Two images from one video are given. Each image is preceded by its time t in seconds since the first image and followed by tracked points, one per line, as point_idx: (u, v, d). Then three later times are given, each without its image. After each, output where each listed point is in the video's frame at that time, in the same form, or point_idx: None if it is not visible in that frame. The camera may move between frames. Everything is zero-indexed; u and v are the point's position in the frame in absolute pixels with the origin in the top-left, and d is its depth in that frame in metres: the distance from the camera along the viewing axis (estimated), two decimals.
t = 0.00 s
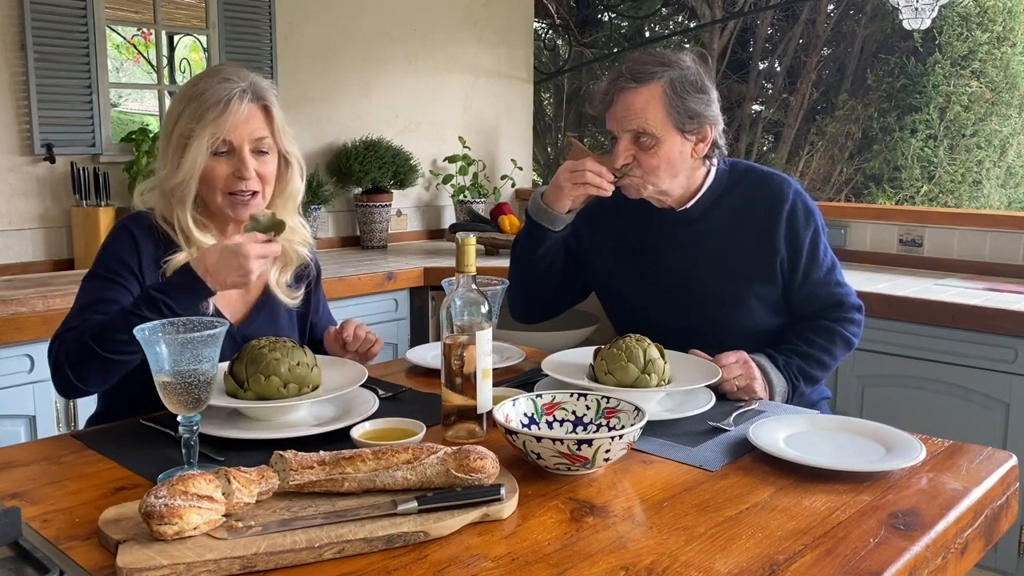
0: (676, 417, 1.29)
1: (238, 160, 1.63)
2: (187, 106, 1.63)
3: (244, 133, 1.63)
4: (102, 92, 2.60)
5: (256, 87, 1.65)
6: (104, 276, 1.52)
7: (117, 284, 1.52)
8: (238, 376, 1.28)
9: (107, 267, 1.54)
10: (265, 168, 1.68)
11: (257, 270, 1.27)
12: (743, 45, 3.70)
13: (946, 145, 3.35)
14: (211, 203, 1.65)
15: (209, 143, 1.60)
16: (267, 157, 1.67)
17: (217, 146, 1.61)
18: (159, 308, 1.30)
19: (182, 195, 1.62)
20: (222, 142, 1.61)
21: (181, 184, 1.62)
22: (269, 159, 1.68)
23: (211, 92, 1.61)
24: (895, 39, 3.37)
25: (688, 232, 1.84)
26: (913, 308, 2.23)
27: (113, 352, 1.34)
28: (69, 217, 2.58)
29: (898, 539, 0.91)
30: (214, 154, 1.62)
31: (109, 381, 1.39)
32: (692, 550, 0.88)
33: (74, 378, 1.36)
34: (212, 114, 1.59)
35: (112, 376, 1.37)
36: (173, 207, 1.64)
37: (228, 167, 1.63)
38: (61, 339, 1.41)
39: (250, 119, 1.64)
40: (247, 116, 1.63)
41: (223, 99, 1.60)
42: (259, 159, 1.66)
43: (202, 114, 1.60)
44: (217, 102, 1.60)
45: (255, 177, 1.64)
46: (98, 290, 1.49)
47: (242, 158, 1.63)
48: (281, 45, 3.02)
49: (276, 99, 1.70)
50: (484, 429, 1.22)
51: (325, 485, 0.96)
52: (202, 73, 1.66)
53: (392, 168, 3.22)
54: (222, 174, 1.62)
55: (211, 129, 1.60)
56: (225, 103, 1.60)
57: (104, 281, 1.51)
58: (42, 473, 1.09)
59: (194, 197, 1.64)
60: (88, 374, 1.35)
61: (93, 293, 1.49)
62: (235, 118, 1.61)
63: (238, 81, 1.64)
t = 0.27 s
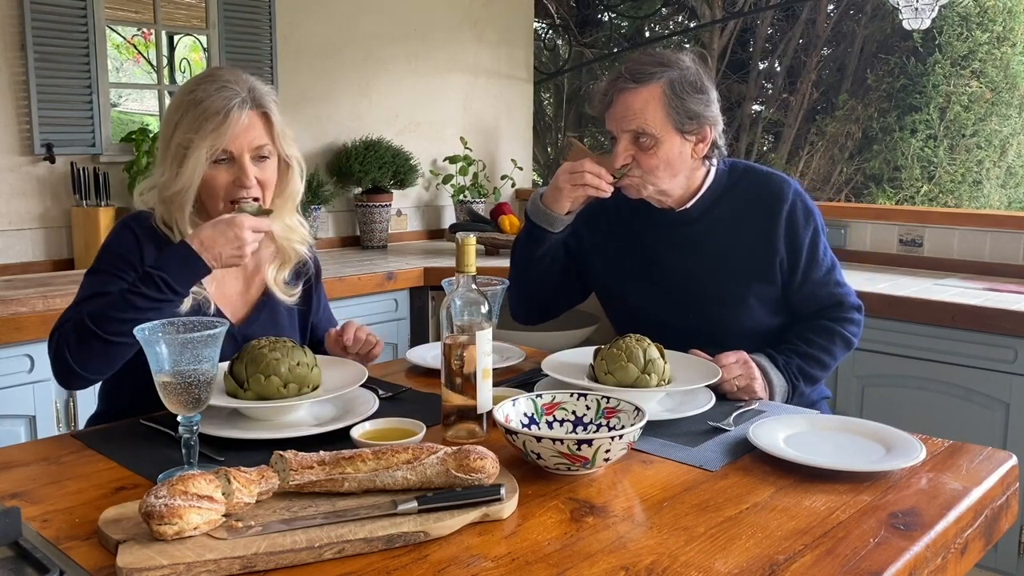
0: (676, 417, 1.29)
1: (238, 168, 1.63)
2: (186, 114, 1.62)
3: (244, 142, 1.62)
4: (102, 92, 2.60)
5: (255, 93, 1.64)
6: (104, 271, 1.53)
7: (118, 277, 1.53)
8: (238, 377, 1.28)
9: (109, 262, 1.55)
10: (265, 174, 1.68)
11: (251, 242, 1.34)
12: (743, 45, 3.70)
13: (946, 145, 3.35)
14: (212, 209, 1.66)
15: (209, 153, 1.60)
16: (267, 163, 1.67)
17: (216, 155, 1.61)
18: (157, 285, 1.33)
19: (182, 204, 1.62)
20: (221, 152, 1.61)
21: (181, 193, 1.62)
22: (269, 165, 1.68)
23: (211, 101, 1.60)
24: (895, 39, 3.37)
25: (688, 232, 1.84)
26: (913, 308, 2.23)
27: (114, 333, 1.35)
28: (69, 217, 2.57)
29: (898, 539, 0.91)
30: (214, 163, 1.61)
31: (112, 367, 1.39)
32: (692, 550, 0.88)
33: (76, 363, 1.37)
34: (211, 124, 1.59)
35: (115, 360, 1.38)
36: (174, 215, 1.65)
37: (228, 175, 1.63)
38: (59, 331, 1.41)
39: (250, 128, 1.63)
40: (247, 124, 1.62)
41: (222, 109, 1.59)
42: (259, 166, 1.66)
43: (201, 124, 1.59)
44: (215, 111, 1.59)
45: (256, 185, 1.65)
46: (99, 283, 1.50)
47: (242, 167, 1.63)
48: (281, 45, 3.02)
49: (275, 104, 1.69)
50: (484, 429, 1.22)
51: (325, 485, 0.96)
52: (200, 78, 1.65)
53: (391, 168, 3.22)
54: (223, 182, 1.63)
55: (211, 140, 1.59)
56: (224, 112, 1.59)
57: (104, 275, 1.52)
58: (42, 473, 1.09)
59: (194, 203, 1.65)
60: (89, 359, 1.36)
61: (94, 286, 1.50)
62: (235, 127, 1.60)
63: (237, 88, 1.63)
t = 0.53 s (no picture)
0: (676, 417, 1.29)
1: (235, 172, 1.61)
2: (181, 120, 1.61)
3: (240, 146, 1.61)
4: (102, 92, 2.60)
5: (251, 97, 1.63)
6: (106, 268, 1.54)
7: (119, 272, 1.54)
8: (238, 376, 1.28)
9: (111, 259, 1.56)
10: (264, 177, 1.66)
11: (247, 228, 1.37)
12: (742, 45, 3.70)
13: (946, 145, 3.35)
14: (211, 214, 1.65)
15: (205, 158, 1.59)
16: (265, 165, 1.65)
17: (213, 160, 1.60)
18: (157, 274, 1.34)
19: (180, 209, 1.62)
20: (217, 157, 1.60)
21: (178, 198, 1.61)
22: (266, 168, 1.66)
23: (205, 107, 1.59)
24: (895, 39, 3.36)
25: (688, 232, 1.84)
26: (913, 308, 2.23)
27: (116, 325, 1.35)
28: (69, 217, 2.57)
29: (898, 539, 0.91)
30: (211, 168, 1.60)
31: (116, 359, 1.40)
32: (691, 550, 0.88)
33: (79, 357, 1.36)
34: (206, 129, 1.58)
35: (118, 353, 1.39)
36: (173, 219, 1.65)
37: (225, 180, 1.61)
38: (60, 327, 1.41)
39: (247, 132, 1.61)
40: (243, 129, 1.61)
41: (217, 114, 1.58)
42: (257, 169, 1.64)
43: (196, 129, 1.59)
44: (211, 116, 1.58)
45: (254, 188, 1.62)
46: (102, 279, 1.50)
47: (239, 171, 1.61)
48: (281, 45, 3.02)
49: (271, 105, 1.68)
50: (484, 429, 1.22)
51: (325, 485, 0.96)
52: (196, 83, 1.64)
53: (391, 168, 3.22)
54: (220, 187, 1.61)
55: (206, 146, 1.58)
56: (219, 118, 1.58)
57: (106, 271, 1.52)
58: (42, 473, 1.09)
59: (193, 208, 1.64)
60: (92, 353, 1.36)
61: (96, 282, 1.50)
62: (230, 132, 1.59)
63: (232, 93, 1.62)
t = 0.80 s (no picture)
0: (676, 417, 1.29)
1: (237, 176, 1.61)
2: (183, 123, 1.61)
3: (242, 151, 1.60)
4: (102, 92, 2.60)
5: (253, 101, 1.63)
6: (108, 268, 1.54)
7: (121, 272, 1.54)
8: (238, 377, 1.28)
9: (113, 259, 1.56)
10: (264, 181, 1.66)
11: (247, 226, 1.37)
12: (743, 45, 3.70)
13: (946, 145, 3.35)
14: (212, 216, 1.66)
15: (206, 162, 1.59)
16: (266, 169, 1.65)
17: (214, 164, 1.60)
18: (156, 274, 1.34)
19: (180, 212, 1.63)
20: (219, 161, 1.59)
21: (179, 201, 1.62)
22: (268, 171, 1.66)
23: (208, 111, 1.58)
24: (895, 39, 3.36)
25: (688, 232, 1.84)
26: (913, 308, 2.23)
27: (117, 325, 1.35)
28: (69, 217, 2.57)
29: (898, 539, 0.91)
30: (212, 172, 1.60)
31: (118, 360, 1.40)
32: (691, 550, 0.88)
33: (80, 358, 1.36)
34: (208, 134, 1.58)
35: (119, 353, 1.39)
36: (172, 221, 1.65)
37: (226, 183, 1.61)
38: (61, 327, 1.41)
39: (249, 136, 1.61)
40: (245, 133, 1.60)
41: (219, 119, 1.57)
42: (259, 173, 1.64)
43: (198, 133, 1.58)
44: (212, 121, 1.58)
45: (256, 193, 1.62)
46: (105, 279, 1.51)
47: (240, 175, 1.61)
48: (281, 45, 3.02)
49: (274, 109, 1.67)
50: (484, 429, 1.22)
51: (325, 485, 0.96)
52: (199, 86, 1.64)
53: (391, 168, 3.22)
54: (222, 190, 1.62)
55: (207, 150, 1.58)
56: (221, 122, 1.58)
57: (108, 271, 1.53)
58: (42, 473, 1.09)
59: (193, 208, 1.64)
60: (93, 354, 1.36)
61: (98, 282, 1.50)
62: (232, 136, 1.59)
63: (235, 97, 1.61)
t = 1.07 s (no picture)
0: (676, 417, 1.29)
1: (238, 179, 1.62)
2: (186, 125, 1.61)
3: (244, 154, 1.60)
4: (102, 92, 2.60)
5: (256, 105, 1.62)
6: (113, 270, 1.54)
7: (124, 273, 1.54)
8: (238, 377, 1.28)
9: (118, 260, 1.56)
10: (266, 183, 1.66)
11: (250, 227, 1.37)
12: (742, 45, 3.70)
13: (946, 145, 3.35)
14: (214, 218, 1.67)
15: (208, 165, 1.59)
16: (268, 172, 1.65)
17: (215, 167, 1.60)
18: (159, 275, 1.33)
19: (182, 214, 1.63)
20: (220, 164, 1.60)
21: (179, 202, 1.62)
22: (270, 173, 1.66)
23: (210, 113, 1.58)
24: (895, 39, 3.36)
25: (688, 232, 1.84)
26: (913, 308, 2.23)
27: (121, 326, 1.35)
28: (69, 217, 2.57)
29: (898, 539, 0.91)
30: (213, 174, 1.60)
31: (122, 361, 1.40)
32: (691, 550, 0.88)
33: (84, 361, 1.36)
34: (210, 137, 1.58)
35: (123, 356, 1.38)
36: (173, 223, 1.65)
37: (227, 185, 1.62)
38: (65, 329, 1.41)
39: (251, 139, 1.61)
40: (247, 137, 1.60)
41: (222, 122, 1.57)
42: (260, 175, 1.64)
43: (200, 135, 1.59)
44: (215, 124, 1.58)
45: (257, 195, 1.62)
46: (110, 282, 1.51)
47: (242, 177, 1.61)
48: (281, 45, 3.02)
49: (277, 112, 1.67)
50: (484, 429, 1.22)
51: (325, 485, 0.96)
52: (202, 88, 1.64)
53: (392, 168, 3.22)
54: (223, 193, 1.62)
55: (209, 152, 1.58)
56: (223, 125, 1.57)
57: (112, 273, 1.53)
58: (42, 473, 1.09)
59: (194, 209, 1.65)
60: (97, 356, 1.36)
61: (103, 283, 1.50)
62: (234, 140, 1.59)
63: (238, 100, 1.61)
